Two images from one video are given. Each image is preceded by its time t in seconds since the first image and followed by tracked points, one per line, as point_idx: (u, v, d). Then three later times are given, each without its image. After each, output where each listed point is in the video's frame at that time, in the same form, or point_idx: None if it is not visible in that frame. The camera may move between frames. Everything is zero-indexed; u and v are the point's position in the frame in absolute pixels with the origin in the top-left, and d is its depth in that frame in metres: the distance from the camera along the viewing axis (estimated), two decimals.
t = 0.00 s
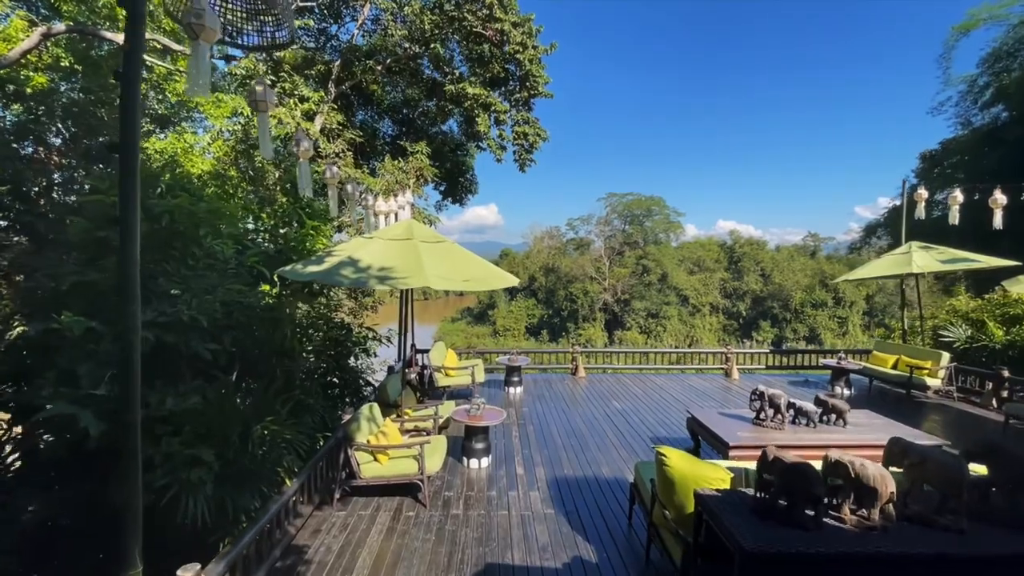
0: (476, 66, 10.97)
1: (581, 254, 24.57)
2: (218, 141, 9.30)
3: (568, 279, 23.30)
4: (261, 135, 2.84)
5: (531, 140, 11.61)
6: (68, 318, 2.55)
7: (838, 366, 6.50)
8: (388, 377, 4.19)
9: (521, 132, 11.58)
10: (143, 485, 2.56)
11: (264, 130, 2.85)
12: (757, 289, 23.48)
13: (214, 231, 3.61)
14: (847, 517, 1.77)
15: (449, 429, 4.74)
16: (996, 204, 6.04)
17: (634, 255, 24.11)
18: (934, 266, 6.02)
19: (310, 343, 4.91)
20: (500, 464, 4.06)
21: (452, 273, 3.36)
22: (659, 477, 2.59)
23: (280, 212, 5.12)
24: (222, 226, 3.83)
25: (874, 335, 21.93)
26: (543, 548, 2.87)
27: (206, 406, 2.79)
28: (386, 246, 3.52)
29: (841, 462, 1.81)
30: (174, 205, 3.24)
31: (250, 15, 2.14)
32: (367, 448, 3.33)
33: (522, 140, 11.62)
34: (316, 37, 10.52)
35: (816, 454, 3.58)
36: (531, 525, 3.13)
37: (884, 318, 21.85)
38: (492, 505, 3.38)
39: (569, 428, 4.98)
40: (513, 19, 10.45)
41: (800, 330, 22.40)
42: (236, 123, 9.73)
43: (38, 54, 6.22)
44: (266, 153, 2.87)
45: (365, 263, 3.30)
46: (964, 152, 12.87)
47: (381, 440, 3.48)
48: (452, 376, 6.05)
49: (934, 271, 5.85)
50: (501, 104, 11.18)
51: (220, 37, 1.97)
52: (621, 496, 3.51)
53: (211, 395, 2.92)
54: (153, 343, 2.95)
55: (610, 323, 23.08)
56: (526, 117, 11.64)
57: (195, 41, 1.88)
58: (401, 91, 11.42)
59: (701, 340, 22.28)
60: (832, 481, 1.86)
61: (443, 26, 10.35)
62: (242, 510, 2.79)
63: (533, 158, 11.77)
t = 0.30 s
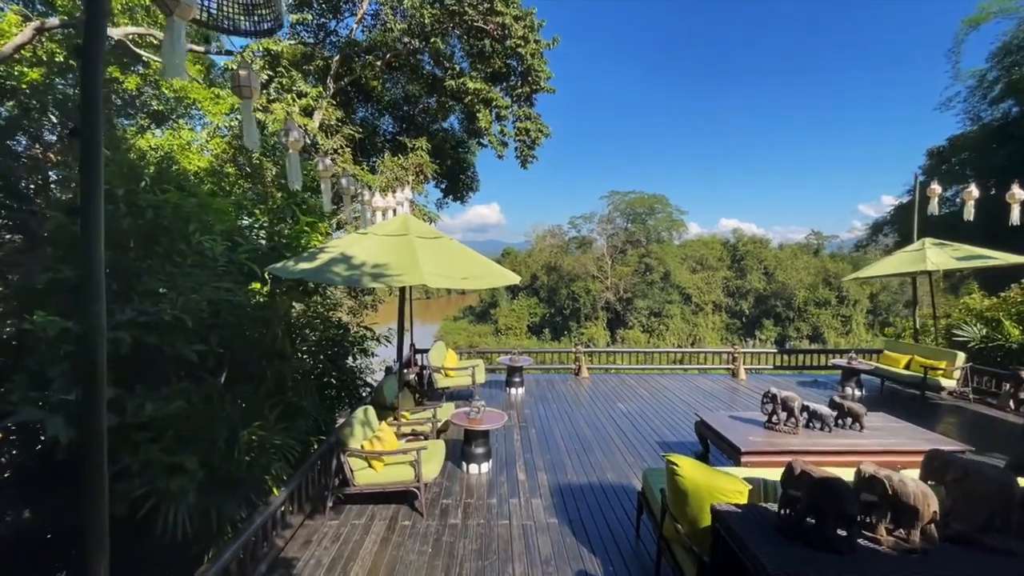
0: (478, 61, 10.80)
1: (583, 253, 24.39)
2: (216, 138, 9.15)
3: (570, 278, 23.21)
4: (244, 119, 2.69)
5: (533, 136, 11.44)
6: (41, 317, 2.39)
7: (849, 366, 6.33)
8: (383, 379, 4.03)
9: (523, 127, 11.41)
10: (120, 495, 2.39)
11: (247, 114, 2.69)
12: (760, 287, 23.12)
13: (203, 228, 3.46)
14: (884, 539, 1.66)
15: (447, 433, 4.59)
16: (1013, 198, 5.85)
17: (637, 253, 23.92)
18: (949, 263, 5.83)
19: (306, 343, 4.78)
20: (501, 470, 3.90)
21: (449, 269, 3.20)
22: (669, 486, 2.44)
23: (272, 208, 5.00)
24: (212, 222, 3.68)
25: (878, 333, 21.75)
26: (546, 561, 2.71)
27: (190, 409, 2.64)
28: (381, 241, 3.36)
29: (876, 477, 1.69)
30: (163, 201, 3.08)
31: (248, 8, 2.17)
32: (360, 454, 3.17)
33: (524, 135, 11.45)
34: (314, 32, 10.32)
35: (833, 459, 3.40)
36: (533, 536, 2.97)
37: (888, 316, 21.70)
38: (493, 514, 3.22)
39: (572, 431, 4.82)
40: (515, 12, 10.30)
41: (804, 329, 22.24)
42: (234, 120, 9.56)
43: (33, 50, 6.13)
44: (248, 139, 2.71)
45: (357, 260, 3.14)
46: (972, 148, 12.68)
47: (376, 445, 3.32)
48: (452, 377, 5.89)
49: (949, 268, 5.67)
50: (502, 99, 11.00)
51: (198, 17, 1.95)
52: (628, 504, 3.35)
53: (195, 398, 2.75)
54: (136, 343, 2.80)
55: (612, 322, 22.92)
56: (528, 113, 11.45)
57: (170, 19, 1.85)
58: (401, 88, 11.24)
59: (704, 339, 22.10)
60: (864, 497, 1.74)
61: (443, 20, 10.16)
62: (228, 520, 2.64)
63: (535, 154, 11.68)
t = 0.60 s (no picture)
0: (479, 56, 10.62)
1: (586, 250, 24.22)
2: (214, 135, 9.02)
3: (572, 275, 23.10)
4: (228, 110, 2.27)
5: (536, 131, 11.25)
6: (9, 317, 2.22)
7: (862, 367, 6.14)
8: (381, 382, 3.88)
9: (526, 122, 11.21)
10: (94, 510, 2.23)
11: (231, 103, 2.28)
12: (764, 285, 22.80)
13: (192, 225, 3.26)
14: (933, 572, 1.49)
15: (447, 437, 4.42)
16: None
17: (640, 251, 23.72)
18: (968, 260, 5.63)
19: (302, 344, 4.62)
20: (503, 477, 3.73)
21: (448, 266, 3.03)
22: (683, 501, 2.28)
23: (266, 203, 4.72)
24: (202, 219, 3.50)
25: (883, 331, 21.53)
26: None
27: (171, 417, 2.47)
28: (376, 238, 3.19)
29: (926, 501, 1.52)
30: (151, 195, 2.88)
31: None
32: (354, 462, 3.00)
33: (527, 131, 11.25)
34: (313, 27, 10.13)
35: (855, 467, 3.21)
36: (536, 550, 2.80)
37: (893, 314, 21.52)
38: (494, 526, 3.05)
39: (577, 435, 4.65)
40: (517, 4, 10.10)
41: (808, 327, 22.04)
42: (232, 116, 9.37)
43: (26, 45, 6.00)
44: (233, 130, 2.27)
45: (350, 257, 2.97)
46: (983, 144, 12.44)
47: (371, 453, 3.15)
48: (453, 378, 5.73)
49: (969, 265, 5.46)
50: (504, 94, 10.80)
51: None
52: (637, 514, 3.17)
53: (175, 405, 2.57)
54: (114, 346, 2.63)
55: (615, 320, 22.76)
56: (530, 108, 11.26)
57: None
58: (402, 83, 11.07)
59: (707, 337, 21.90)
60: (912, 522, 1.57)
61: (444, 13, 9.95)
62: (211, 535, 2.48)
63: (538, 150, 11.45)
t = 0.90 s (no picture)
0: (480, 50, 10.43)
1: (588, 248, 24.06)
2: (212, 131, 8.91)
3: (575, 273, 22.99)
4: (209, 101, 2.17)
5: (538, 126, 11.05)
6: None
7: (874, 367, 5.97)
8: (377, 385, 3.75)
9: (528, 117, 11.02)
10: (68, 524, 2.09)
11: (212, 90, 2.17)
12: (767, 282, 22.51)
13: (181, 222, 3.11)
14: None
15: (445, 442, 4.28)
16: None
17: (642, 248, 23.53)
18: (985, 257, 5.45)
19: (298, 345, 4.49)
20: (504, 484, 3.59)
21: (445, 264, 2.89)
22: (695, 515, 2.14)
23: (259, 199, 4.56)
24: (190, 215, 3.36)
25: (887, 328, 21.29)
26: None
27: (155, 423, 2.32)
28: (370, 233, 3.04)
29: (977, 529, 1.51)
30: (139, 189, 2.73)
31: None
32: (347, 470, 2.86)
33: (529, 126, 11.06)
34: (312, 22, 9.98)
35: (875, 475, 3.05)
36: (538, 564, 2.65)
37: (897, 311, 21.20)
38: (495, 537, 2.90)
39: (582, 439, 4.49)
40: None
41: (812, 324, 21.76)
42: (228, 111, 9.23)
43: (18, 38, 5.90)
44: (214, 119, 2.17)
45: (343, 255, 2.82)
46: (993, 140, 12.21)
47: (366, 460, 3.00)
48: (453, 379, 5.60)
49: (986, 262, 5.28)
50: (506, 88, 10.59)
51: None
52: (644, 525, 3.02)
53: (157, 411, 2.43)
54: (95, 349, 2.50)
55: (617, 318, 22.63)
56: (533, 103, 11.05)
57: None
58: (403, 78, 10.92)
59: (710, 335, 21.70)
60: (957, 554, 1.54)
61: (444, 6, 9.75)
62: (195, 549, 2.34)
63: (540, 146, 11.28)
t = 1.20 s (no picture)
0: (480, 43, 10.24)
1: (590, 245, 23.90)
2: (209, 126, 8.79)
3: (577, 270, 22.91)
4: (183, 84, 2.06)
5: (539, 121, 10.86)
6: None
7: (885, 366, 5.82)
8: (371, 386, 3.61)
9: (529, 111, 10.83)
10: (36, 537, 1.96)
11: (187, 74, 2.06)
12: (770, 279, 22.26)
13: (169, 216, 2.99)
14: None
15: (443, 444, 4.15)
16: None
17: (645, 245, 23.36)
18: (1000, 252, 5.29)
19: (291, 344, 4.36)
20: (503, 489, 3.45)
21: (441, 260, 2.74)
22: (706, 527, 2.01)
23: (251, 193, 4.43)
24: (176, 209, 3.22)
25: (892, 325, 21.04)
26: None
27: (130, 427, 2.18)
28: (362, 228, 2.90)
29: None
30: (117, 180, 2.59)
31: None
32: (337, 477, 2.72)
33: (530, 120, 10.86)
34: (310, 16, 9.82)
35: (893, 481, 2.90)
36: None
37: (902, 308, 20.89)
38: (493, 547, 2.76)
39: (584, 441, 4.35)
40: None
41: (815, 321, 21.29)
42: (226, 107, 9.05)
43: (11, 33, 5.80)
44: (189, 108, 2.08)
45: (332, 250, 2.68)
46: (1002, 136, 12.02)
47: (358, 466, 2.87)
48: (452, 379, 5.46)
49: (1002, 257, 5.12)
50: (506, 82, 10.41)
51: None
52: (650, 533, 2.87)
53: (134, 415, 2.29)
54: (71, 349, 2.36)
55: (620, 315, 22.50)
56: (534, 97, 10.85)
57: None
58: (402, 73, 10.75)
59: (713, 332, 21.40)
60: None
61: None
62: (174, 562, 2.20)
63: (541, 140, 11.10)
